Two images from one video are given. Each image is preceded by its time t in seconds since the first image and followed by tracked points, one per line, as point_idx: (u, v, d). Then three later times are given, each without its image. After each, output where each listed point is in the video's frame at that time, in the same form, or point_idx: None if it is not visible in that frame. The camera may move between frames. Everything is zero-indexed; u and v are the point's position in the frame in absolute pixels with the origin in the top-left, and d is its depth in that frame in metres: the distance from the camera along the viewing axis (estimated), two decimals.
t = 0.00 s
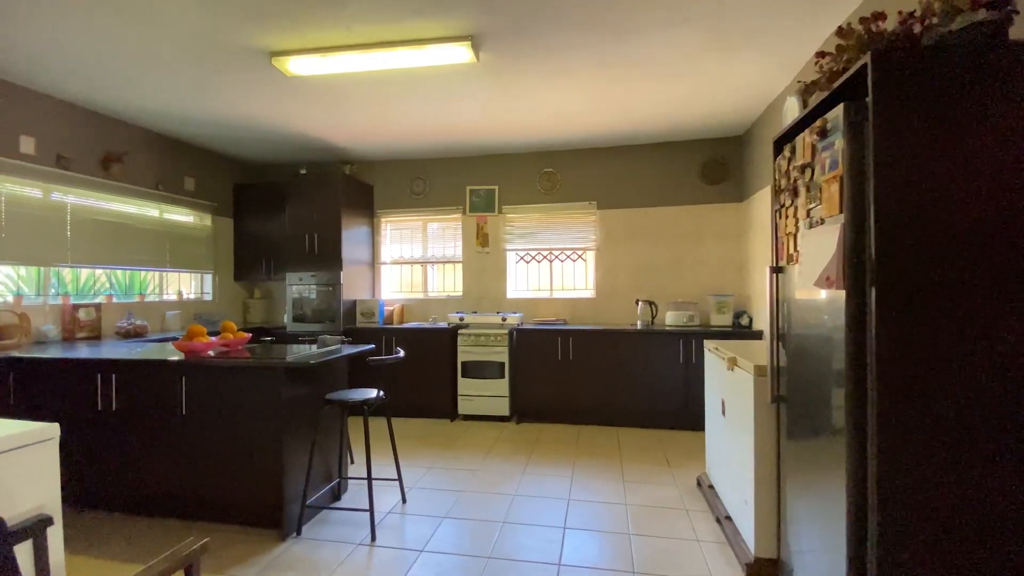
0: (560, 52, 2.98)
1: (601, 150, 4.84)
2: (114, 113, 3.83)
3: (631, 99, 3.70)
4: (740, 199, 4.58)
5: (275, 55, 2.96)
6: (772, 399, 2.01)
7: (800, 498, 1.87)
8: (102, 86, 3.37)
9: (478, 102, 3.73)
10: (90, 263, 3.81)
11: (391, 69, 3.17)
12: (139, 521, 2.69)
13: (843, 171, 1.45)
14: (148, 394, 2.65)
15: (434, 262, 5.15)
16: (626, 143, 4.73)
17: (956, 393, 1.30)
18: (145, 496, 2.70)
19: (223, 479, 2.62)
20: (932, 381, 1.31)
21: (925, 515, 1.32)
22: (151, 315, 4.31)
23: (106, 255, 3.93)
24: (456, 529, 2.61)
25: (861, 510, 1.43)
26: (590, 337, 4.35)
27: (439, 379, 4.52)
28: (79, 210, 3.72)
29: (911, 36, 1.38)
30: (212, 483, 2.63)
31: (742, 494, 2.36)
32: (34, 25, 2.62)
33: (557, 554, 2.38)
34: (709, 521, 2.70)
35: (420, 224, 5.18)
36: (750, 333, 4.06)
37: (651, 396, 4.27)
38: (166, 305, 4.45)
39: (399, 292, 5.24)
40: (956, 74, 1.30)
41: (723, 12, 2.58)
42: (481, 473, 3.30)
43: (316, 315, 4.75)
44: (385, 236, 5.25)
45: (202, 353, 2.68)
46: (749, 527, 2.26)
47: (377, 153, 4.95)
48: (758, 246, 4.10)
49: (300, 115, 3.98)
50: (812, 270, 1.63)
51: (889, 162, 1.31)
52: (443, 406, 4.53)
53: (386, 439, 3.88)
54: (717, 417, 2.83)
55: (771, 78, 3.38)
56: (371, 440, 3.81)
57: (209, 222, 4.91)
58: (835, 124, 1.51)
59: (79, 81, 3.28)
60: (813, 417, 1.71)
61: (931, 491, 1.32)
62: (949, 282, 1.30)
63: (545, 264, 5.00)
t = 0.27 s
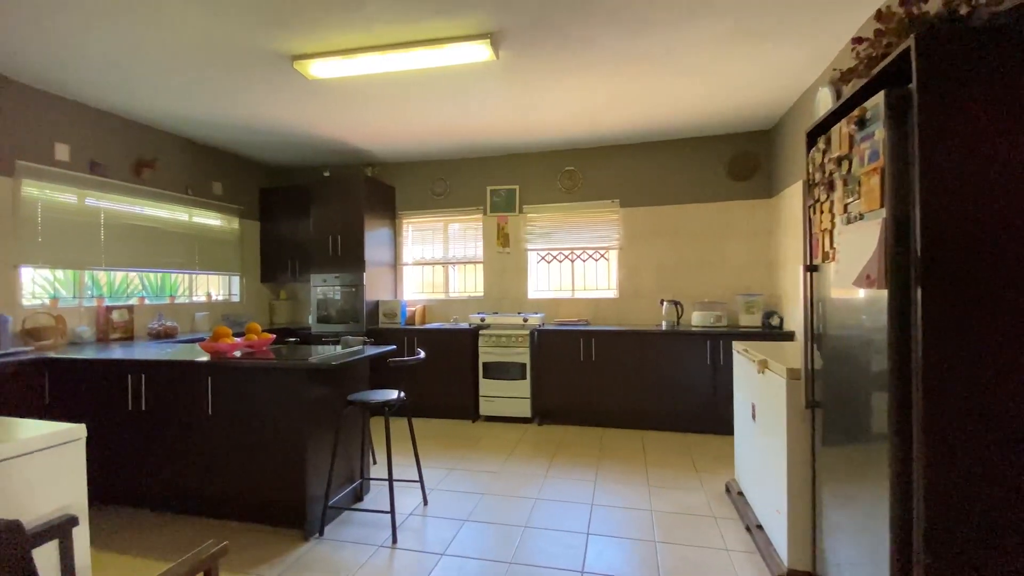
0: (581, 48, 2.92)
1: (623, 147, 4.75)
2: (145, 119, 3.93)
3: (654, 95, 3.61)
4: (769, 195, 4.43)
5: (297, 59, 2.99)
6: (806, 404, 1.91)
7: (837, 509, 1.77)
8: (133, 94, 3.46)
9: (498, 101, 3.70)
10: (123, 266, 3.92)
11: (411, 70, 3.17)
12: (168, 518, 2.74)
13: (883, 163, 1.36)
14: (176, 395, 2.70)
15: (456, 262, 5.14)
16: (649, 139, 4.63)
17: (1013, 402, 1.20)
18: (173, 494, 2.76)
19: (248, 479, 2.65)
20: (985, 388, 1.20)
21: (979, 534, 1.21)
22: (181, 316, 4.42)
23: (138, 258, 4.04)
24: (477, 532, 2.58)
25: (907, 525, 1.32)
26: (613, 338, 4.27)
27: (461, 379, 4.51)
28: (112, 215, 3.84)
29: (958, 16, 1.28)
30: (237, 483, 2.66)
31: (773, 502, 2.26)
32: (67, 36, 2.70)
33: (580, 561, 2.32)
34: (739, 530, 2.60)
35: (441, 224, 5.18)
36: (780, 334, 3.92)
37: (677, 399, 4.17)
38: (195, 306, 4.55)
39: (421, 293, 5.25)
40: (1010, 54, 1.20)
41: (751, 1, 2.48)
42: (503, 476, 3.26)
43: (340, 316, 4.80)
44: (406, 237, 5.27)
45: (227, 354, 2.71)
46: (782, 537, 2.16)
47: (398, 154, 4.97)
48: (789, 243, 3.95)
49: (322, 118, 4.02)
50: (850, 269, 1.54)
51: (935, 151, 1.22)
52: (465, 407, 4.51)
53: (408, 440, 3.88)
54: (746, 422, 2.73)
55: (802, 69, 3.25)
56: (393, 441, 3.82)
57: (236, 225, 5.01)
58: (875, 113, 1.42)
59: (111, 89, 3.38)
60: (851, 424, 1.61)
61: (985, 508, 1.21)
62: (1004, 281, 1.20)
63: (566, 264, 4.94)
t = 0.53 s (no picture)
0: (601, 42, 2.85)
1: (648, 144, 4.64)
2: (175, 125, 4.05)
3: (679, 88, 3.50)
4: (801, 190, 4.25)
5: (317, 62, 3.01)
6: (842, 410, 1.80)
7: (877, 523, 1.66)
8: (163, 100, 3.56)
9: (518, 99, 3.65)
10: (155, 268, 4.05)
11: (430, 70, 3.15)
12: (194, 515, 2.79)
13: (928, 152, 1.25)
14: (202, 395, 2.76)
15: (478, 262, 5.12)
16: (675, 134, 4.51)
17: None
18: (200, 491, 2.81)
19: (271, 477, 2.68)
20: None
21: None
22: (211, 316, 4.53)
23: (170, 261, 4.17)
24: (498, 536, 2.54)
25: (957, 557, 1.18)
26: (638, 339, 4.17)
27: (483, 380, 4.48)
28: (144, 219, 3.96)
29: None
30: (260, 481, 2.70)
31: (807, 513, 2.14)
32: (98, 45, 2.79)
33: (602, 568, 2.25)
34: (770, 540, 2.48)
35: (463, 224, 5.16)
36: (814, 334, 3.75)
37: (705, 402, 4.04)
38: (225, 307, 4.66)
39: (443, 293, 5.26)
40: None
41: None
42: (524, 478, 3.22)
43: (363, 316, 4.84)
44: (429, 238, 5.28)
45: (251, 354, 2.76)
46: (816, 550, 2.04)
47: (420, 155, 4.98)
48: (824, 240, 3.77)
49: (345, 120, 4.05)
50: (891, 266, 1.43)
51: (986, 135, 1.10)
52: (487, 408, 4.48)
53: (430, 441, 3.87)
54: (777, 427, 2.61)
55: (836, 57, 3.09)
56: (414, 441, 3.82)
57: (263, 228, 5.12)
58: (918, 98, 1.31)
59: (142, 96, 3.49)
60: (892, 433, 1.50)
61: None
62: None
63: (589, 263, 4.86)
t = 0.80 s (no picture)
0: (623, 34, 2.77)
1: (675, 139, 4.52)
2: (207, 130, 4.18)
3: (707, 80, 3.38)
4: (840, 183, 4.04)
5: (340, 64, 3.04)
6: (882, 418, 1.68)
7: (923, 540, 1.54)
8: (194, 106, 3.68)
9: (541, 95, 3.60)
10: (190, 269, 4.18)
11: (451, 68, 3.13)
12: (223, 510, 2.86)
13: (976, 137, 1.15)
14: (230, 393, 2.82)
15: (502, 262, 5.09)
16: (704, 128, 4.36)
17: None
18: (228, 487, 2.88)
19: (296, 475, 2.71)
20: None
21: None
22: (243, 316, 4.66)
23: (204, 262, 4.30)
24: (519, 540, 2.49)
25: None
26: (666, 340, 4.05)
27: (507, 380, 4.45)
28: (179, 221, 4.10)
29: None
30: (285, 478, 2.74)
31: (845, 526, 2.02)
32: (132, 53, 2.89)
33: None
34: (806, 552, 2.35)
35: (487, 224, 5.15)
36: (855, 335, 3.55)
37: (736, 405, 3.90)
38: (256, 307, 4.78)
39: (468, 293, 5.25)
40: None
41: None
42: (548, 481, 3.16)
43: (389, 316, 4.88)
44: (454, 238, 5.28)
45: (277, 353, 2.79)
46: (855, 566, 1.92)
47: (444, 155, 4.99)
48: (865, 235, 3.57)
49: (369, 122, 4.09)
50: (937, 263, 1.31)
51: None
52: (511, 409, 4.45)
53: (453, 441, 3.86)
54: (814, 434, 2.47)
55: (877, 41, 2.92)
56: (438, 441, 3.81)
57: (293, 229, 5.23)
58: (966, 79, 1.20)
59: (175, 103, 3.61)
60: (939, 443, 1.38)
61: None
62: None
63: (615, 262, 4.77)
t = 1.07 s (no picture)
0: (647, 27, 2.69)
1: (705, 134, 4.38)
2: (240, 135, 4.30)
3: (737, 71, 3.25)
4: (884, 177, 3.82)
5: (364, 66, 3.07)
6: (926, 428, 1.56)
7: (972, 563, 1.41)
8: (226, 111, 3.79)
9: (564, 93, 3.54)
10: (224, 270, 4.31)
11: (473, 67, 3.12)
12: (252, 505, 2.93)
13: None
14: (257, 391, 2.89)
15: (527, 262, 5.05)
16: (735, 122, 4.21)
17: None
18: (257, 483, 2.94)
19: (320, 473, 2.75)
20: None
21: None
22: (275, 316, 4.78)
23: (237, 263, 4.43)
24: (540, 545, 2.45)
25: None
26: (695, 341, 3.93)
27: (531, 381, 4.40)
28: (214, 224, 4.23)
29: None
30: (310, 475, 2.78)
31: (886, 542, 1.89)
32: (167, 62, 2.99)
33: None
34: (844, 568, 2.22)
35: (512, 224, 5.12)
36: (900, 338, 3.35)
37: (771, 410, 3.74)
38: (287, 307, 4.90)
39: (493, 293, 5.24)
40: None
41: None
42: (571, 485, 3.11)
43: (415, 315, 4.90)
44: (479, 238, 5.28)
45: (303, 352, 2.83)
46: None
47: (469, 155, 4.99)
48: (911, 232, 3.37)
49: (394, 124, 4.12)
50: (987, 261, 1.20)
51: None
52: (536, 410, 4.40)
53: (477, 442, 3.85)
54: (852, 443, 2.33)
55: (922, 25, 2.74)
56: (462, 442, 3.81)
57: (323, 231, 5.34)
58: (1018, 59, 1.09)
59: (208, 109, 3.72)
60: (989, 458, 1.27)
61: None
62: None
63: (642, 261, 4.67)
